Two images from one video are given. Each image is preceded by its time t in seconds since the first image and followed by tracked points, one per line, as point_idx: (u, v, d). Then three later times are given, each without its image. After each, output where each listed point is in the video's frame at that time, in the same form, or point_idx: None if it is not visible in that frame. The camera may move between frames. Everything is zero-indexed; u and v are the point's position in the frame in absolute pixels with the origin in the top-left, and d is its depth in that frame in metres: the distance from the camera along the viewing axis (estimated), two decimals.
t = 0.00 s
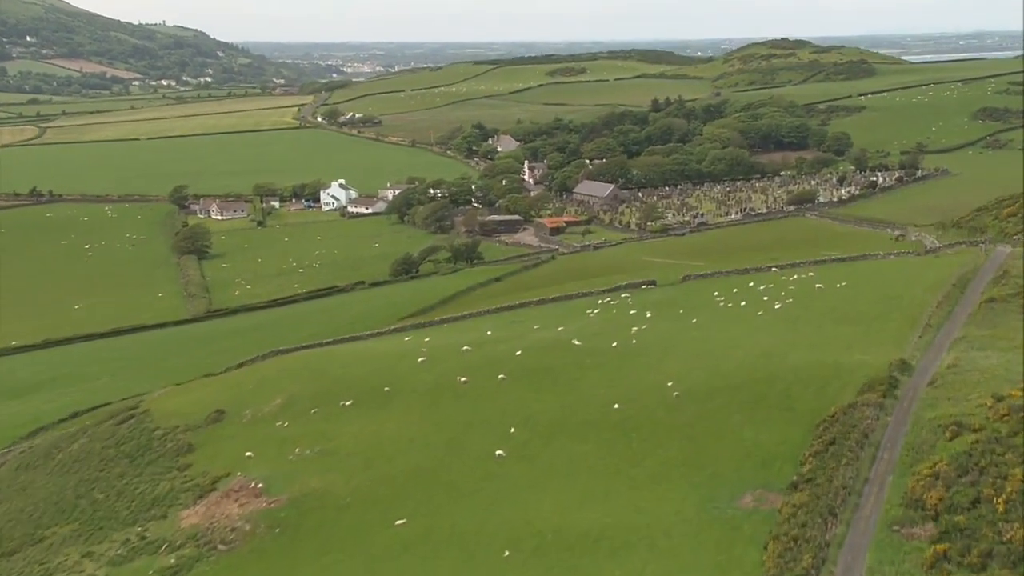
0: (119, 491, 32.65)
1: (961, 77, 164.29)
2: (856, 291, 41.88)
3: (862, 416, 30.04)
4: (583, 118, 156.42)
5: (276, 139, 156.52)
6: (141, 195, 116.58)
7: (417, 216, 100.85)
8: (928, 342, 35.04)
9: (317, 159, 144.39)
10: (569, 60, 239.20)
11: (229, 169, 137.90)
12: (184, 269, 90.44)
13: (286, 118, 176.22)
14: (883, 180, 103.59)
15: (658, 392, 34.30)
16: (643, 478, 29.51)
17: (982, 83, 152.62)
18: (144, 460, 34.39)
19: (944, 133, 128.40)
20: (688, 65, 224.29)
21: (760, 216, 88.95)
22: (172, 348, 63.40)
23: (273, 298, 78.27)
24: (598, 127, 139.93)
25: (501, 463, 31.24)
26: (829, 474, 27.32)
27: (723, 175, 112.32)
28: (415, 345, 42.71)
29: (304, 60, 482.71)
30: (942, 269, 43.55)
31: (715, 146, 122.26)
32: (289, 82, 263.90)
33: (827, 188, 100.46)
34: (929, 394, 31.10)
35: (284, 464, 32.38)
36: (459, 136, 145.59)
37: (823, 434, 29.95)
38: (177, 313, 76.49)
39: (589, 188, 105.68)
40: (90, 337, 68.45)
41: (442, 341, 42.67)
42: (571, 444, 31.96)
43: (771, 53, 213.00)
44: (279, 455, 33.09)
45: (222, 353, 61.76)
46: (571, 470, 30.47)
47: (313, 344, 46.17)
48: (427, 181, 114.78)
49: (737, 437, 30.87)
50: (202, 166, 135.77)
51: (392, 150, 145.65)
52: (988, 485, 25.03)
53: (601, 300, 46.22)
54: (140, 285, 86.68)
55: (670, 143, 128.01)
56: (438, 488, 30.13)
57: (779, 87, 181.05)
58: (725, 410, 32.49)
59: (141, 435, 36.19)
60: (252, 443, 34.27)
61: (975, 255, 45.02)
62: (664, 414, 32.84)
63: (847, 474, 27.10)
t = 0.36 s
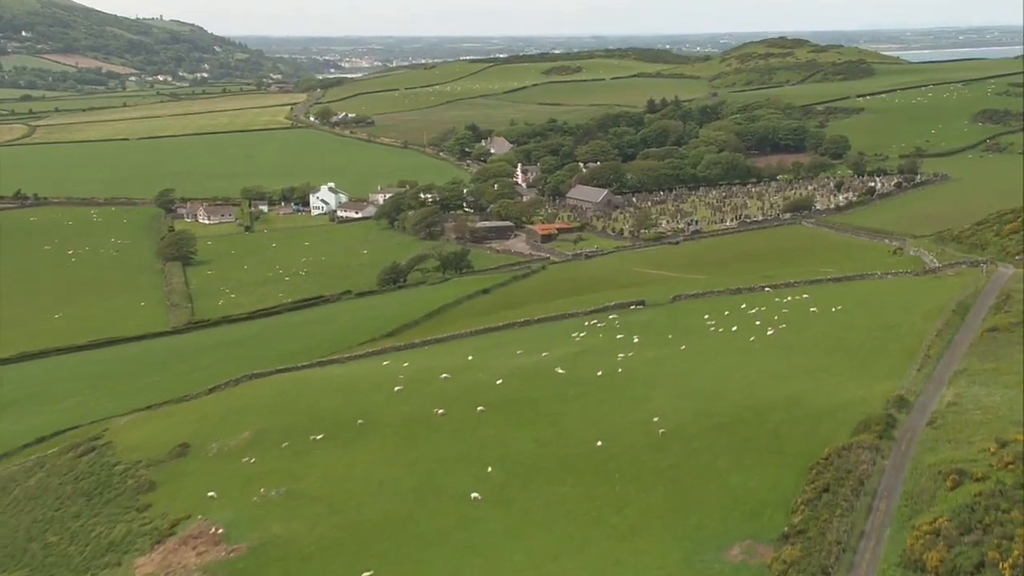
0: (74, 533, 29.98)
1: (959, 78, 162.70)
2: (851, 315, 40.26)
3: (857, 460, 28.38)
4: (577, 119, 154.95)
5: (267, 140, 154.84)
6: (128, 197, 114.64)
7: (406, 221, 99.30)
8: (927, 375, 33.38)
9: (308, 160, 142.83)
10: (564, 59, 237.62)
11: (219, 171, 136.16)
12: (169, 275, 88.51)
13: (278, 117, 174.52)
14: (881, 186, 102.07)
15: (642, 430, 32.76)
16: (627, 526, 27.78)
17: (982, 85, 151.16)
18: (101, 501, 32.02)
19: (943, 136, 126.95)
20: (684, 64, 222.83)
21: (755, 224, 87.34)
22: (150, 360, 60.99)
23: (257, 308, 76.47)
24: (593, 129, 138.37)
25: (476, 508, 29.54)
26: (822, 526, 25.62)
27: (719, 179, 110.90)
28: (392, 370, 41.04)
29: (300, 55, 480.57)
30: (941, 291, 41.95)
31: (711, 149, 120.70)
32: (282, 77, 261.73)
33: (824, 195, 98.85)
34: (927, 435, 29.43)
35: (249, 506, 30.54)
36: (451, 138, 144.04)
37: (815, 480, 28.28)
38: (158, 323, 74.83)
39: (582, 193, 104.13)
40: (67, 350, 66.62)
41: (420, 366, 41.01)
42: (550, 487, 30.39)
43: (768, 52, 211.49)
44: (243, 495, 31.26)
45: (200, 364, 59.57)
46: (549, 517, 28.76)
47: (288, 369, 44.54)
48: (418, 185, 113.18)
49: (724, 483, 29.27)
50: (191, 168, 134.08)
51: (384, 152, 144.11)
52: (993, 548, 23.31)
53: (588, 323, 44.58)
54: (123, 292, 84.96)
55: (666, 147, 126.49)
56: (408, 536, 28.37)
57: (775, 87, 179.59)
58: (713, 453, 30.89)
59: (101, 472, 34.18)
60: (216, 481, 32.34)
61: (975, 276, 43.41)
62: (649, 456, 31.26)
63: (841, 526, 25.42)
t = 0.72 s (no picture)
0: None
1: (960, 79, 160.94)
2: (847, 342, 38.59)
3: (854, 511, 26.58)
4: (573, 120, 153.29)
5: (260, 140, 153.03)
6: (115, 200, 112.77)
7: (396, 227, 97.59)
8: (927, 412, 31.66)
9: (300, 161, 141.11)
10: (561, 56, 235.76)
11: (209, 172, 134.39)
12: (154, 283, 86.71)
13: (271, 116, 172.67)
14: (881, 191, 100.41)
15: (628, 470, 30.89)
16: None
17: (983, 86, 149.43)
18: (55, 543, 29.35)
19: (943, 139, 125.36)
20: (682, 63, 220.93)
21: (751, 232, 85.67)
22: (127, 374, 59.22)
23: (241, 319, 74.67)
24: (588, 130, 136.64)
25: (449, 555, 27.48)
26: None
27: (716, 183, 109.37)
28: (369, 397, 39.22)
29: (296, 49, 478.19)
30: (941, 316, 40.24)
31: (708, 153, 119.09)
32: (277, 73, 260.00)
33: (822, 201, 97.20)
34: (927, 481, 27.71)
35: (209, 554, 28.52)
36: (445, 140, 142.42)
37: (808, 530, 26.32)
38: (139, 334, 73.12)
39: (576, 199, 102.51)
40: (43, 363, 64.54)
41: (398, 394, 39.17)
42: (528, 534, 28.33)
43: (768, 50, 209.74)
44: (203, 541, 29.30)
45: (179, 378, 57.75)
46: (526, 566, 26.65)
47: (261, 393, 42.49)
48: (410, 189, 111.42)
49: (714, 530, 27.32)
50: (182, 169, 132.26)
51: (377, 154, 142.47)
52: None
53: (574, 347, 42.86)
54: (106, 299, 83.12)
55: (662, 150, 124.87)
56: None
57: (773, 87, 177.96)
58: (702, 497, 29.00)
59: (57, 513, 31.49)
60: (176, 525, 30.40)
61: (977, 300, 41.68)
62: (635, 499, 29.31)
63: None
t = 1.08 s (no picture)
0: None
1: (962, 80, 159.01)
2: (843, 372, 36.90)
3: (852, 567, 24.72)
4: (569, 120, 151.47)
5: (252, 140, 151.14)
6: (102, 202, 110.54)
7: (386, 233, 95.86)
8: (927, 453, 29.86)
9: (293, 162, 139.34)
10: (559, 54, 233.72)
11: (199, 173, 132.54)
12: (139, 291, 84.84)
13: (264, 115, 170.73)
14: (880, 198, 98.68)
15: (612, 513, 28.98)
16: None
17: (984, 87, 147.52)
18: None
19: (944, 142, 123.57)
20: (680, 61, 218.90)
21: (747, 240, 83.91)
22: (102, 386, 57.08)
23: (225, 330, 72.79)
24: (584, 132, 134.86)
25: None
26: None
27: (713, 187, 107.63)
28: (344, 428, 37.36)
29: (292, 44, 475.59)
30: (941, 343, 38.62)
31: (706, 156, 117.31)
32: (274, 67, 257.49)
33: (821, 208, 95.48)
34: (929, 532, 25.87)
35: None
36: (439, 141, 140.71)
37: None
38: (121, 345, 71.24)
39: (570, 204, 100.81)
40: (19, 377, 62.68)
41: (374, 424, 37.45)
42: None
43: (767, 49, 207.80)
44: None
45: (156, 395, 55.78)
46: None
47: (232, 421, 40.61)
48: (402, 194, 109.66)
49: None
50: (172, 170, 130.36)
51: (371, 155, 140.79)
52: None
53: (560, 373, 41.09)
54: (88, 307, 81.25)
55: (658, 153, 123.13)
56: None
57: (772, 88, 176.18)
58: (691, 544, 27.07)
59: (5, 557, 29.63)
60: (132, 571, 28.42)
61: (978, 325, 40.04)
62: (619, 547, 27.36)
63: None
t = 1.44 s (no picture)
0: None
1: (964, 80, 156.84)
2: (838, 405, 35.13)
3: None
4: (565, 120, 149.59)
5: (245, 139, 149.40)
6: (89, 205, 108.74)
7: (377, 238, 94.18)
8: (929, 498, 27.96)
9: (285, 162, 137.60)
10: (557, 52, 231.78)
11: (190, 173, 130.78)
12: (122, 300, 82.62)
13: (259, 113, 168.93)
14: (880, 204, 96.85)
15: (592, 564, 27.12)
16: None
17: (987, 87, 145.37)
18: None
19: (945, 145, 121.58)
20: (679, 59, 216.86)
21: (744, 248, 82.13)
22: (77, 402, 55.30)
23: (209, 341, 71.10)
24: (580, 133, 133.09)
25: None
26: None
27: (710, 192, 105.95)
28: (316, 462, 35.58)
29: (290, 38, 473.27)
30: (942, 374, 36.83)
31: (703, 158, 115.62)
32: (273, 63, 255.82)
33: (819, 214, 93.72)
34: None
35: None
36: (434, 142, 138.90)
37: None
38: (101, 356, 69.50)
39: (565, 210, 99.12)
40: None
41: (348, 457, 35.68)
42: None
43: (767, 46, 205.79)
44: None
45: (132, 412, 54.02)
46: None
47: (202, 449, 38.84)
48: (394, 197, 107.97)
49: None
50: (162, 171, 128.66)
51: (365, 155, 139.16)
52: None
53: (544, 401, 39.30)
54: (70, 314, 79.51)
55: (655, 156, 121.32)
56: None
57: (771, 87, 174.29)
58: None
59: None
60: None
61: (981, 353, 38.25)
62: None
63: None
